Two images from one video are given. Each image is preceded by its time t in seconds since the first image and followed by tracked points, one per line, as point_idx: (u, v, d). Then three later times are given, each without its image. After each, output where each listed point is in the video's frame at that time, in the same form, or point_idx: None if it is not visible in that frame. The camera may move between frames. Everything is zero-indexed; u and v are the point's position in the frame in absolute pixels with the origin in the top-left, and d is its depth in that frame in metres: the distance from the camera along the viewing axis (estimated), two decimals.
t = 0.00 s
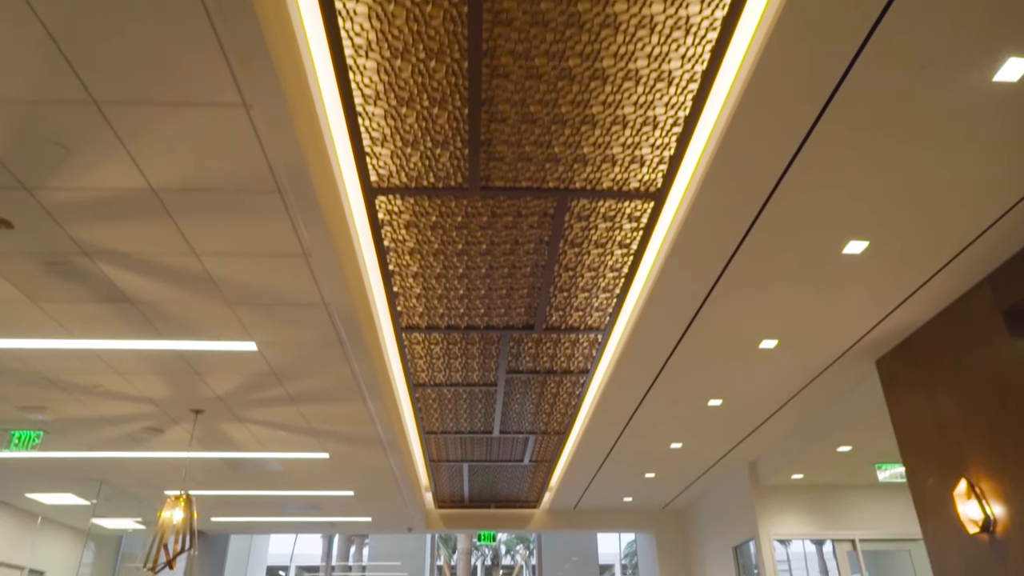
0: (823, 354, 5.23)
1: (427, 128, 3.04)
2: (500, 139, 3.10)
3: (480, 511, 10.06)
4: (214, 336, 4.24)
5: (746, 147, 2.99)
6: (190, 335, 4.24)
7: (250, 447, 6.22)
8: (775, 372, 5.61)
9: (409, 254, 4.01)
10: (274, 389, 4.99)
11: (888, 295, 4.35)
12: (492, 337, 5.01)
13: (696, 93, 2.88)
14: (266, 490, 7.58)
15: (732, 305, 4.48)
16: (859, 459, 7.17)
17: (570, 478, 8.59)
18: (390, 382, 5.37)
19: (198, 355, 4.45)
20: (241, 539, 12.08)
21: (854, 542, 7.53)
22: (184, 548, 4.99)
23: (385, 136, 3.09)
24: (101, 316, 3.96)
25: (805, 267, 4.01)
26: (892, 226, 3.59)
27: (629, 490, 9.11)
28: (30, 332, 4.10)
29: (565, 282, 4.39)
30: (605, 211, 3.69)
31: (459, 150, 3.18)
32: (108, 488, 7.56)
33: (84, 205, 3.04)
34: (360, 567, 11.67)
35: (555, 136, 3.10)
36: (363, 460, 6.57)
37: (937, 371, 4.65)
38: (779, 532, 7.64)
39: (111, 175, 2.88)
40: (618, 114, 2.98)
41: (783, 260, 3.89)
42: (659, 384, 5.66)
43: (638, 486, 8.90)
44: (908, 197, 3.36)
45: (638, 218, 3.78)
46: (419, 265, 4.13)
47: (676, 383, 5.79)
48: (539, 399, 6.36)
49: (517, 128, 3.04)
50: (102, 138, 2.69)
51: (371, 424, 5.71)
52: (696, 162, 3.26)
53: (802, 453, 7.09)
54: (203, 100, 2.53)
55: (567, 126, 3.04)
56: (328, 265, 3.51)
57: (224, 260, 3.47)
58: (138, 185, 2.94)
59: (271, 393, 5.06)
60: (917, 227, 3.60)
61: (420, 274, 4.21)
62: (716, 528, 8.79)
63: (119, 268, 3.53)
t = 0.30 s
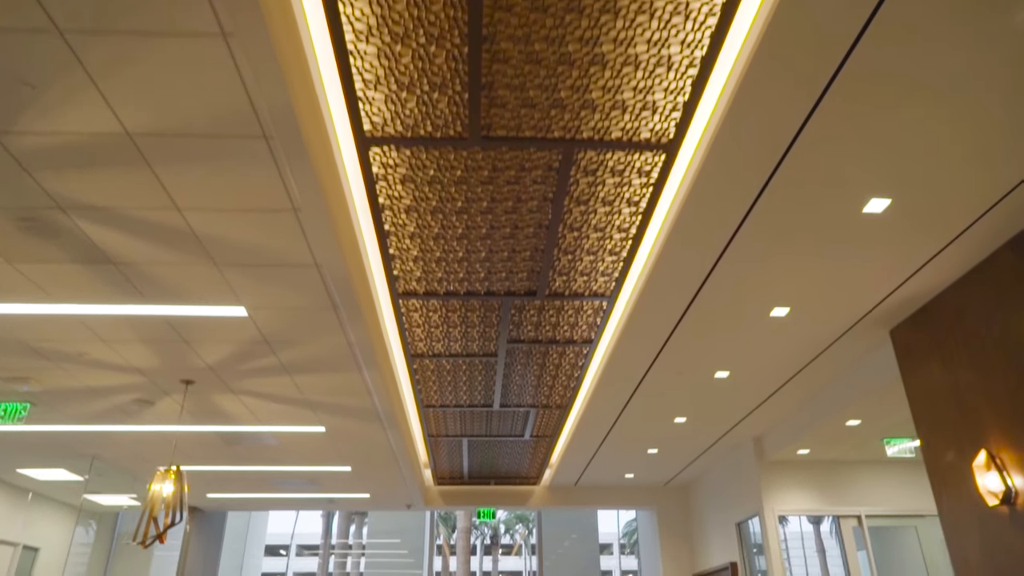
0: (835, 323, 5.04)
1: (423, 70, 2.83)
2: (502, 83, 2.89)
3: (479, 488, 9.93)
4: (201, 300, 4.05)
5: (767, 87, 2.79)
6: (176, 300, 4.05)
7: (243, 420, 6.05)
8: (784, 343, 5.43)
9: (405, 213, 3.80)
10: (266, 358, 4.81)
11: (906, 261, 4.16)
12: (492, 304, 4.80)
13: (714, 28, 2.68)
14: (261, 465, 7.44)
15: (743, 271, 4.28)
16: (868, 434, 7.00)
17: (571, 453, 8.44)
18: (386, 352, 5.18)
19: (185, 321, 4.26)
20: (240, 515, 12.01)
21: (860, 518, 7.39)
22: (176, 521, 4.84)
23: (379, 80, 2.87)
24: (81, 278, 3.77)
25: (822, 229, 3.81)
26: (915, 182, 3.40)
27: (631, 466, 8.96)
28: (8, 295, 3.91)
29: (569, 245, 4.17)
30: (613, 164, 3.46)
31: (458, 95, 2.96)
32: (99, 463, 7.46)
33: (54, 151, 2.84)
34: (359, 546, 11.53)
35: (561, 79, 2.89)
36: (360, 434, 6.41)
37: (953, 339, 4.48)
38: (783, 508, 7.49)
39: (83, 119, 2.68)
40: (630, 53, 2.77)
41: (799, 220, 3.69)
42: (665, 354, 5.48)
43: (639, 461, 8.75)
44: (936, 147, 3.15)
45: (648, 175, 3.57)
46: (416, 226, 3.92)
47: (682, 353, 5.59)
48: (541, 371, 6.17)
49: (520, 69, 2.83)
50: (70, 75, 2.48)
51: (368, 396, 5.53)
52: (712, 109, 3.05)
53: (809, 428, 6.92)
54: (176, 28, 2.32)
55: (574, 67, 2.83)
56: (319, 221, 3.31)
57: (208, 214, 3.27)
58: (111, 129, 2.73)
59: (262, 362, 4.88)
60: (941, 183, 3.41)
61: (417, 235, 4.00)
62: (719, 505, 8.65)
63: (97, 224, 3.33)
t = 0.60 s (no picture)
0: (850, 293, 4.85)
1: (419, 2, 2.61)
2: (504, 18, 2.67)
3: (479, 465, 9.79)
4: (187, 263, 3.85)
5: (792, 21, 2.58)
6: (159, 263, 3.84)
7: (236, 393, 5.88)
8: (796, 313, 5.24)
9: (401, 168, 3.58)
10: (256, 326, 4.62)
11: (930, 223, 3.95)
12: (493, 270, 4.59)
13: None
14: (256, 440, 7.29)
15: (758, 235, 4.06)
16: (877, 409, 6.82)
17: (573, 430, 8.27)
18: (383, 321, 4.97)
19: (171, 286, 4.06)
20: (236, 496, 11.90)
21: (868, 495, 7.23)
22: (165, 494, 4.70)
23: (371, 15, 2.66)
24: (59, 238, 3.57)
25: (842, 188, 3.60)
26: (945, 132, 3.19)
27: (633, 443, 8.81)
28: None
29: (574, 205, 3.94)
30: (623, 113, 3.23)
31: (457, 32, 2.74)
32: (89, 438, 7.52)
33: (19, 92, 2.62)
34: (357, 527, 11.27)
35: (569, 15, 2.66)
36: (357, 407, 6.22)
37: (975, 307, 4.28)
38: (789, 485, 7.35)
39: (48, 55, 2.46)
40: None
41: (819, 177, 3.48)
42: (672, 325, 5.29)
43: (641, 438, 8.59)
44: (968, 94, 2.94)
45: (661, 128, 3.34)
46: (413, 183, 3.69)
47: (689, 325, 5.39)
48: (542, 343, 5.98)
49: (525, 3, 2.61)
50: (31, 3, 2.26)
51: (364, 367, 5.34)
52: (731, 49, 2.83)
53: (817, 403, 6.74)
54: None
55: None
56: (308, 172, 3.09)
57: (189, 166, 3.06)
58: (78, 67, 2.51)
59: (253, 331, 4.68)
60: (972, 134, 3.20)
61: (414, 193, 3.78)
62: (722, 482, 8.50)
63: (72, 178, 3.11)
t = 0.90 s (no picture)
0: (865, 260, 4.66)
1: None
2: None
3: (479, 443, 9.64)
4: (172, 224, 3.66)
5: None
6: (142, 223, 3.65)
7: (229, 366, 5.71)
8: (808, 282, 5.05)
9: (396, 120, 3.35)
10: (247, 293, 4.43)
11: (953, 184, 3.75)
12: (493, 234, 4.38)
13: None
14: (251, 416, 7.14)
15: (773, 196, 3.86)
16: (888, 383, 6.65)
17: (575, 406, 8.11)
18: (378, 289, 4.78)
19: (155, 250, 3.87)
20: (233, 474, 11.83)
21: (877, 472, 7.10)
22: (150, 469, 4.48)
23: None
24: (34, 195, 3.37)
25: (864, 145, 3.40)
26: (977, 82, 2.98)
27: (636, 420, 8.66)
28: None
29: (579, 161, 3.71)
30: (634, 57, 3.01)
31: None
32: (81, 414, 7.41)
33: None
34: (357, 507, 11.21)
35: None
36: (353, 381, 6.05)
37: (998, 274, 4.10)
38: (796, 462, 7.19)
39: None
40: None
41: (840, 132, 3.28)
42: (679, 293, 5.10)
43: (644, 415, 8.43)
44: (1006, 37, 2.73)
45: (675, 75, 3.12)
46: (409, 137, 3.47)
47: (697, 294, 5.20)
48: (544, 313, 5.78)
49: None
50: None
51: (360, 337, 5.15)
52: None
53: (826, 377, 6.57)
54: None
55: None
56: (296, 120, 2.88)
57: (168, 112, 2.85)
58: None
59: (244, 298, 4.49)
60: (1006, 84, 2.99)
61: (410, 148, 3.55)
62: (727, 459, 8.36)
63: (43, 127, 2.91)
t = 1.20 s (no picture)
0: (885, 225, 4.44)
1: None
2: None
3: (479, 420, 9.48)
4: (153, 181, 3.44)
5: None
6: (122, 181, 3.44)
7: (220, 337, 5.52)
8: (823, 249, 4.84)
9: (390, 66, 3.09)
10: (236, 258, 4.22)
11: (985, 140, 3.52)
12: (495, 196, 4.11)
13: None
14: (246, 391, 6.96)
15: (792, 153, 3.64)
16: (900, 357, 6.46)
17: (577, 381, 7.91)
18: (374, 254, 4.54)
19: (137, 209, 3.65)
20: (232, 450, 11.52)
21: (887, 450, 6.92)
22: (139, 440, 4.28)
23: None
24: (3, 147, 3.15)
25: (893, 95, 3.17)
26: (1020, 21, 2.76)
27: (640, 396, 8.48)
28: None
29: (587, 115, 3.44)
30: None
31: None
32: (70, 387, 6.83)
33: None
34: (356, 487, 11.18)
35: None
36: (349, 353, 5.85)
37: None
38: (804, 439, 6.99)
39: None
40: None
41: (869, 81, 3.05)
42: (689, 261, 4.88)
43: (648, 391, 8.25)
44: None
45: (693, 13, 2.87)
46: (404, 86, 3.20)
47: (708, 261, 4.98)
48: (546, 284, 5.54)
49: None
50: None
51: (355, 306, 4.93)
52: None
53: (837, 351, 6.38)
54: None
55: None
56: (281, 60, 2.64)
57: (142, 52, 2.62)
58: None
59: (233, 264, 4.29)
60: None
61: (406, 99, 3.29)
62: (731, 435, 8.19)
63: (7, 68, 2.69)
